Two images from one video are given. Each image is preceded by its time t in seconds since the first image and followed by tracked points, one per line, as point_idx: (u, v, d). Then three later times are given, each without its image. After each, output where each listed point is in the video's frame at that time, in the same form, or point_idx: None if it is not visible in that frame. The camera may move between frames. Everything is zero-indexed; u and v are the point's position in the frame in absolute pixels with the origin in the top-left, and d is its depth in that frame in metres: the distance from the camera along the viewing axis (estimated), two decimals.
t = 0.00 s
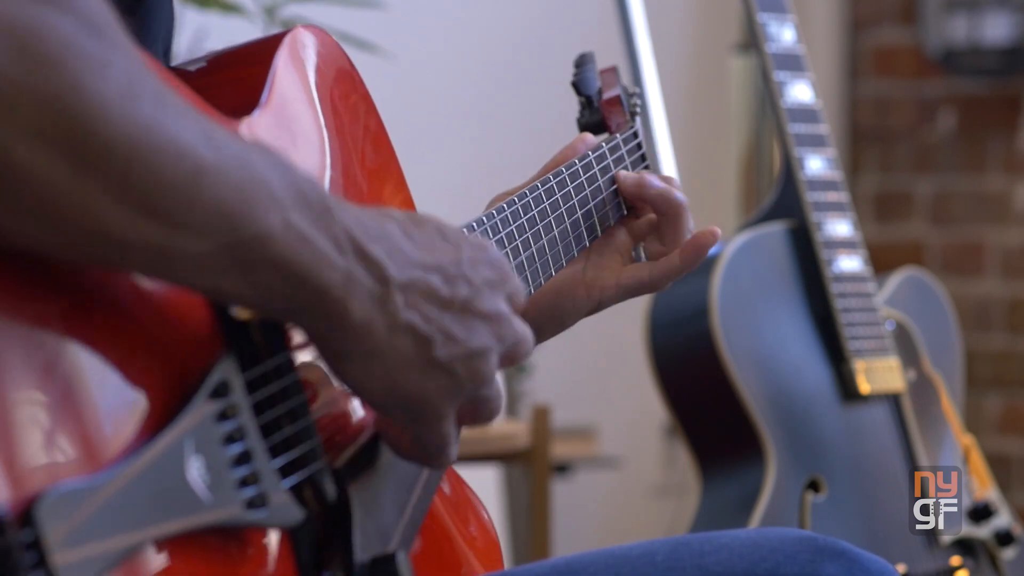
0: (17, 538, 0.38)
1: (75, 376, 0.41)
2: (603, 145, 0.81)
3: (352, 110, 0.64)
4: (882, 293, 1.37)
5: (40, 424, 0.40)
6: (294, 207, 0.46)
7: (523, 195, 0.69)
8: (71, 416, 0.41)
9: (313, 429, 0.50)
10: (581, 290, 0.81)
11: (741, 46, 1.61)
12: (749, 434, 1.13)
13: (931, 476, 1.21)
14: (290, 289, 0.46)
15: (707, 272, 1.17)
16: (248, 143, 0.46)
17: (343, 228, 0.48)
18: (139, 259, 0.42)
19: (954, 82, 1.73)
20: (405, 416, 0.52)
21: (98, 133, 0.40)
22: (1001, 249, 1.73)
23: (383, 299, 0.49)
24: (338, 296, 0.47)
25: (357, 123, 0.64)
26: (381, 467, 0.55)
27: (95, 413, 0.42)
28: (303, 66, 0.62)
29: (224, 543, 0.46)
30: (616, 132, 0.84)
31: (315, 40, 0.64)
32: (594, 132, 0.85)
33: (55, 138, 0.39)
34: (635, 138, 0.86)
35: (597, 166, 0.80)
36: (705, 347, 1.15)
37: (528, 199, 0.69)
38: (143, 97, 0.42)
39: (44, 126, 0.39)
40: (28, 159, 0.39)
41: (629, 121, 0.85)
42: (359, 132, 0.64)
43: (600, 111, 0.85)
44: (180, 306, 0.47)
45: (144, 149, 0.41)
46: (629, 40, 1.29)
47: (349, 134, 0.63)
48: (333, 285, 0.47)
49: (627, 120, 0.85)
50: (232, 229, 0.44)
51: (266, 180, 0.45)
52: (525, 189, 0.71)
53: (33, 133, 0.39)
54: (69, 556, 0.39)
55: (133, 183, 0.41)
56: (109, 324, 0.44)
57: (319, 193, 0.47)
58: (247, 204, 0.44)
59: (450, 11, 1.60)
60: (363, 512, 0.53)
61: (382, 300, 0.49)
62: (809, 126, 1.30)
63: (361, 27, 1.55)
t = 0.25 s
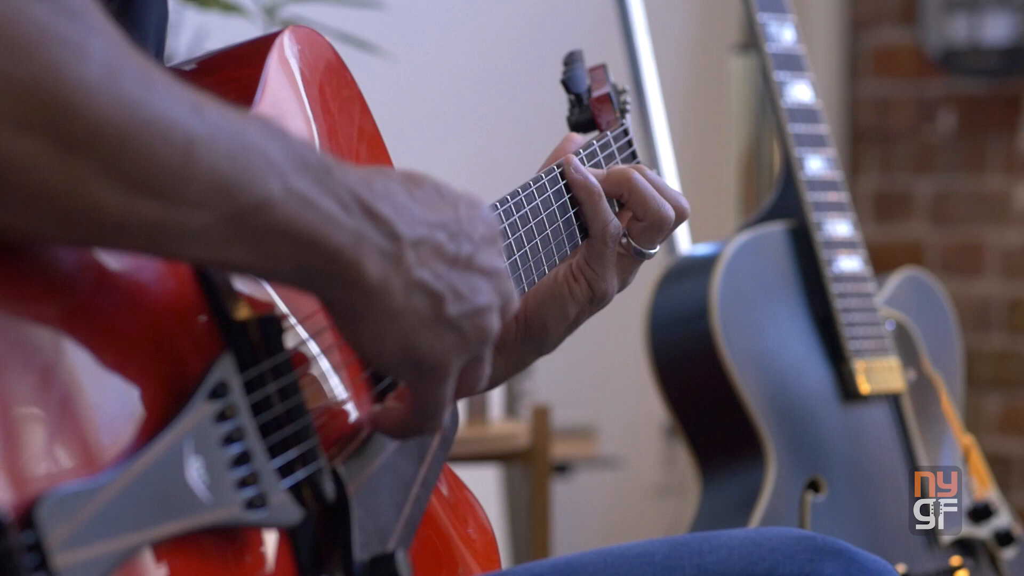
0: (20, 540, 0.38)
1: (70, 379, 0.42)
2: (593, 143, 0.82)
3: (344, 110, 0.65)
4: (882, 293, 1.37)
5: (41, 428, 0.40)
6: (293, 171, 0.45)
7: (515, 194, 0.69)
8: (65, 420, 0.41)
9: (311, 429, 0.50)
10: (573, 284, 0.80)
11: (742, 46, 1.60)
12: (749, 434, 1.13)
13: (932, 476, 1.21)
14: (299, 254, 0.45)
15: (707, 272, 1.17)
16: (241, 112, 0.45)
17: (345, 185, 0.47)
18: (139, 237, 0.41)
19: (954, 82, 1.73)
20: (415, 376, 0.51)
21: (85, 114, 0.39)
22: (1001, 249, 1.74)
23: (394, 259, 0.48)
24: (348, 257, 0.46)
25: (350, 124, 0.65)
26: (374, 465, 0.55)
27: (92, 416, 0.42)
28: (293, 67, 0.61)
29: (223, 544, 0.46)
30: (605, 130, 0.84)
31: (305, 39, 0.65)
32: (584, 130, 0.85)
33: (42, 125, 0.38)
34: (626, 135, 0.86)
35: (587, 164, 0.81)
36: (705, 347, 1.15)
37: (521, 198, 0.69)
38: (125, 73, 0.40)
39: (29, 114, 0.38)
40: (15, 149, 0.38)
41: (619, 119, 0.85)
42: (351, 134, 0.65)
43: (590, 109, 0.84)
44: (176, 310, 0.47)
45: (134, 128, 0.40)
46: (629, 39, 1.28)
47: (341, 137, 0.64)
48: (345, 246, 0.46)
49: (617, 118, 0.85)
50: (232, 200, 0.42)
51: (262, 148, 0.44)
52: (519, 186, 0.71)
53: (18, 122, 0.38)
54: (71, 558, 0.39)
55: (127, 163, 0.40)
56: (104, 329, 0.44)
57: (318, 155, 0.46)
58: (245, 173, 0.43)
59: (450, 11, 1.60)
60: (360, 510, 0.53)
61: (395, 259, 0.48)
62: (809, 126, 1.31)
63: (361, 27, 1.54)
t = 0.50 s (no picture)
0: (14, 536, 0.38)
1: (64, 373, 0.42)
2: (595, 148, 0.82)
3: (342, 112, 0.66)
4: (882, 293, 1.37)
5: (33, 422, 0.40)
6: (274, 142, 0.45)
7: (514, 197, 0.69)
8: (59, 416, 0.41)
9: (308, 427, 0.51)
10: (600, 307, 0.86)
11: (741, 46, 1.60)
12: (749, 434, 1.13)
13: (931, 476, 1.21)
14: (287, 228, 0.46)
15: (707, 273, 1.17)
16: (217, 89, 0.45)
17: (325, 157, 0.48)
18: (132, 215, 0.42)
19: (954, 82, 1.73)
20: (414, 342, 0.52)
21: (72, 96, 0.39)
22: (1001, 249, 1.73)
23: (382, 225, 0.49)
24: (337, 225, 0.47)
25: (348, 126, 0.66)
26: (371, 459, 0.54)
27: (87, 410, 0.42)
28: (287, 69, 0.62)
29: (220, 541, 0.46)
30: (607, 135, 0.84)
31: (303, 40, 0.65)
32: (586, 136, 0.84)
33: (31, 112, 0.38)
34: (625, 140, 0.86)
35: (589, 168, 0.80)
36: (705, 347, 1.14)
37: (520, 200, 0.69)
38: (106, 54, 0.40)
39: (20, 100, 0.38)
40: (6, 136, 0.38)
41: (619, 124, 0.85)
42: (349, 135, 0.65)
43: (591, 116, 0.84)
44: (168, 306, 0.47)
45: (121, 109, 0.40)
46: (629, 40, 1.28)
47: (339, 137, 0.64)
48: (332, 213, 0.47)
49: (617, 124, 0.85)
50: (220, 174, 0.43)
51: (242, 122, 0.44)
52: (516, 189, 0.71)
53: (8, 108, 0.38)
54: (65, 553, 0.39)
55: (116, 143, 0.40)
56: (98, 325, 0.44)
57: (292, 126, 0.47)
58: (229, 146, 0.43)
59: (449, 11, 1.60)
60: (360, 509, 0.53)
61: (382, 224, 0.49)
62: (809, 126, 1.30)
63: (361, 27, 1.55)
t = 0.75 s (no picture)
0: None
1: (58, 369, 0.43)
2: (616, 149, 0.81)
3: (358, 115, 0.65)
4: (882, 293, 1.37)
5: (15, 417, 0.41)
6: (257, 165, 0.46)
7: (529, 197, 0.69)
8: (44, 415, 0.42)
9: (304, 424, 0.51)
10: (667, 302, 0.84)
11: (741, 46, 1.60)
12: (749, 434, 1.13)
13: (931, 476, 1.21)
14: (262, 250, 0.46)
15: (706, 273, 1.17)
16: (209, 110, 0.46)
17: (310, 184, 0.48)
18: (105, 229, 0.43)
19: (954, 82, 1.73)
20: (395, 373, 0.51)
21: (49, 108, 0.40)
22: (1001, 249, 1.74)
23: (360, 257, 0.49)
24: (311, 252, 0.47)
25: (362, 128, 0.65)
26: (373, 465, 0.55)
27: (81, 408, 0.43)
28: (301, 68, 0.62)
29: (215, 536, 0.47)
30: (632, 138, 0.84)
31: (318, 42, 0.65)
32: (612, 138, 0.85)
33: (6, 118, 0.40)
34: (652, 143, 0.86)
35: (610, 170, 0.79)
36: (704, 348, 1.14)
37: (535, 201, 0.69)
38: (90, 68, 0.42)
39: None
40: None
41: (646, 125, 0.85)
42: (363, 137, 0.65)
43: (617, 117, 0.85)
44: (166, 305, 0.48)
45: (98, 122, 0.41)
46: (629, 39, 1.28)
47: (352, 137, 0.63)
48: (306, 241, 0.47)
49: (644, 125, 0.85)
50: (195, 194, 0.44)
51: (227, 142, 0.45)
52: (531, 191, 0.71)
53: None
54: (51, 546, 0.40)
55: (89, 157, 0.41)
56: (93, 326, 0.45)
57: (282, 151, 0.47)
58: (209, 166, 0.44)
59: (449, 11, 1.60)
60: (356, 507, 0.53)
61: (359, 257, 0.49)
62: (809, 126, 1.30)
63: (360, 27, 1.55)
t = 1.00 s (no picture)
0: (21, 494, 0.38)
1: (76, 362, 0.43)
2: (585, 180, 0.81)
3: (340, 122, 0.65)
4: (882, 294, 1.37)
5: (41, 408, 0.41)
6: (298, 193, 0.47)
7: (499, 223, 0.69)
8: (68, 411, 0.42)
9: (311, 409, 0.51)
10: (601, 326, 0.84)
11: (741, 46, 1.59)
12: (749, 434, 1.13)
13: (931, 476, 1.21)
14: (285, 274, 0.47)
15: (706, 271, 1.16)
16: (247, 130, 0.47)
17: (348, 215, 0.49)
18: (135, 240, 0.43)
19: (954, 82, 1.73)
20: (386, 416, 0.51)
21: (89, 115, 0.41)
22: (1001, 249, 1.73)
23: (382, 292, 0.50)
24: (338, 282, 0.48)
25: (343, 135, 0.65)
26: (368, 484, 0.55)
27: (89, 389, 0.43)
28: (296, 73, 0.62)
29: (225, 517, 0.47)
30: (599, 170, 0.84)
31: (304, 48, 0.65)
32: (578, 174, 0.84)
33: (44, 121, 0.40)
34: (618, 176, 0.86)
35: (580, 199, 0.80)
36: (705, 348, 1.14)
37: (505, 227, 0.70)
38: (134, 80, 0.42)
39: (33, 111, 0.40)
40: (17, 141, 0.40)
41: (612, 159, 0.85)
42: (344, 144, 0.65)
43: (582, 154, 0.85)
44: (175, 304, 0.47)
45: (137, 132, 0.42)
46: (629, 40, 1.28)
47: (334, 145, 0.63)
48: (335, 272, 0.48)
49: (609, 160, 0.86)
50: (228, 212, 0.44)
51: (267, 164, 0.46)
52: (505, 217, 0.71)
53: (21, 115, 0.39)
54: (69, 515, 0.40)
55: (126, 165, 0.42)
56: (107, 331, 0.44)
57: (325, 180, 0.48)
58: (245, 185, 0.45)
59: (449, 11, 1.60)
60: (360, 498, 0.53)
61: (382, 291, 0.50)
62: (809, 127, 1.30)
63: (361, 28, 1.55)
